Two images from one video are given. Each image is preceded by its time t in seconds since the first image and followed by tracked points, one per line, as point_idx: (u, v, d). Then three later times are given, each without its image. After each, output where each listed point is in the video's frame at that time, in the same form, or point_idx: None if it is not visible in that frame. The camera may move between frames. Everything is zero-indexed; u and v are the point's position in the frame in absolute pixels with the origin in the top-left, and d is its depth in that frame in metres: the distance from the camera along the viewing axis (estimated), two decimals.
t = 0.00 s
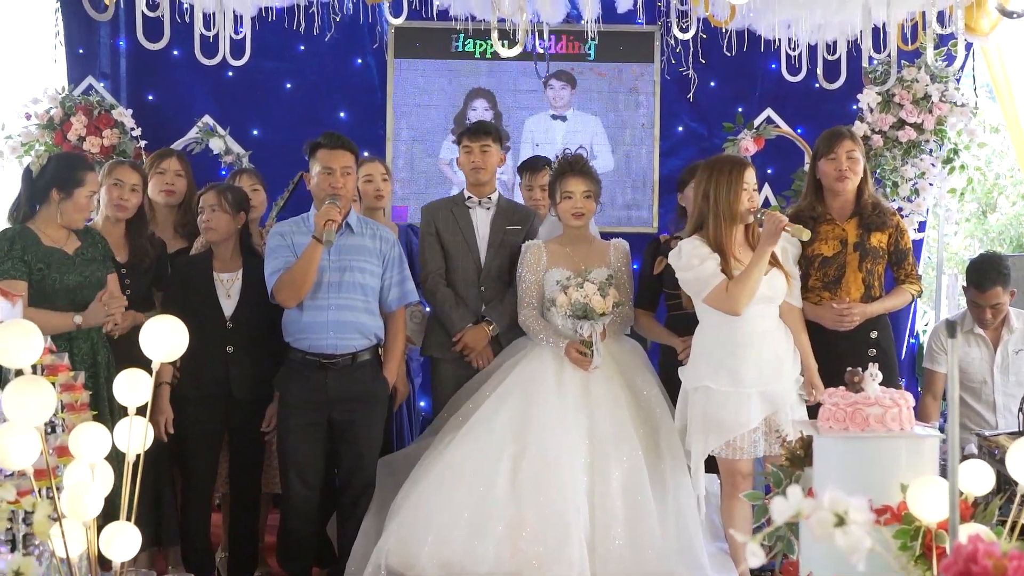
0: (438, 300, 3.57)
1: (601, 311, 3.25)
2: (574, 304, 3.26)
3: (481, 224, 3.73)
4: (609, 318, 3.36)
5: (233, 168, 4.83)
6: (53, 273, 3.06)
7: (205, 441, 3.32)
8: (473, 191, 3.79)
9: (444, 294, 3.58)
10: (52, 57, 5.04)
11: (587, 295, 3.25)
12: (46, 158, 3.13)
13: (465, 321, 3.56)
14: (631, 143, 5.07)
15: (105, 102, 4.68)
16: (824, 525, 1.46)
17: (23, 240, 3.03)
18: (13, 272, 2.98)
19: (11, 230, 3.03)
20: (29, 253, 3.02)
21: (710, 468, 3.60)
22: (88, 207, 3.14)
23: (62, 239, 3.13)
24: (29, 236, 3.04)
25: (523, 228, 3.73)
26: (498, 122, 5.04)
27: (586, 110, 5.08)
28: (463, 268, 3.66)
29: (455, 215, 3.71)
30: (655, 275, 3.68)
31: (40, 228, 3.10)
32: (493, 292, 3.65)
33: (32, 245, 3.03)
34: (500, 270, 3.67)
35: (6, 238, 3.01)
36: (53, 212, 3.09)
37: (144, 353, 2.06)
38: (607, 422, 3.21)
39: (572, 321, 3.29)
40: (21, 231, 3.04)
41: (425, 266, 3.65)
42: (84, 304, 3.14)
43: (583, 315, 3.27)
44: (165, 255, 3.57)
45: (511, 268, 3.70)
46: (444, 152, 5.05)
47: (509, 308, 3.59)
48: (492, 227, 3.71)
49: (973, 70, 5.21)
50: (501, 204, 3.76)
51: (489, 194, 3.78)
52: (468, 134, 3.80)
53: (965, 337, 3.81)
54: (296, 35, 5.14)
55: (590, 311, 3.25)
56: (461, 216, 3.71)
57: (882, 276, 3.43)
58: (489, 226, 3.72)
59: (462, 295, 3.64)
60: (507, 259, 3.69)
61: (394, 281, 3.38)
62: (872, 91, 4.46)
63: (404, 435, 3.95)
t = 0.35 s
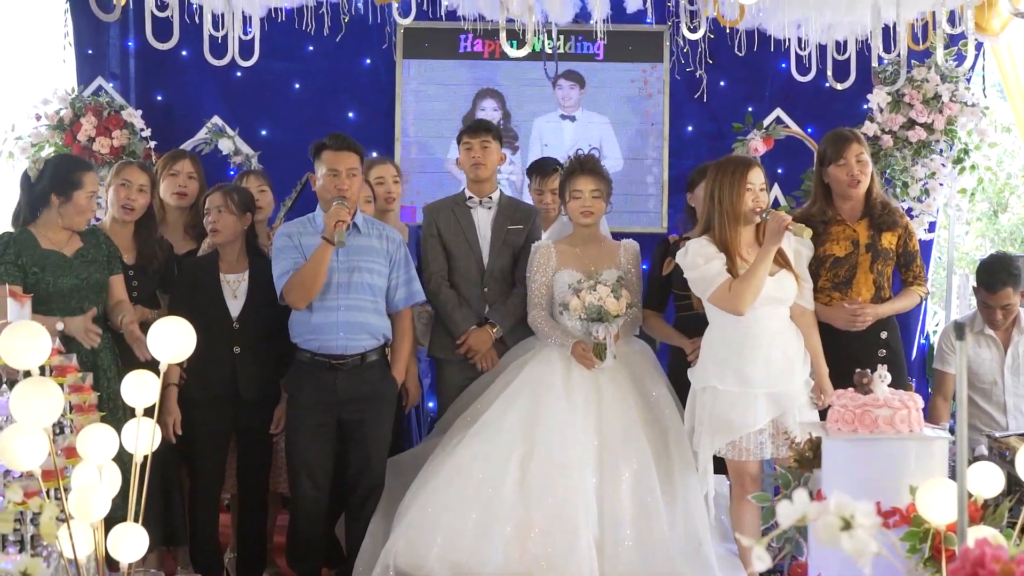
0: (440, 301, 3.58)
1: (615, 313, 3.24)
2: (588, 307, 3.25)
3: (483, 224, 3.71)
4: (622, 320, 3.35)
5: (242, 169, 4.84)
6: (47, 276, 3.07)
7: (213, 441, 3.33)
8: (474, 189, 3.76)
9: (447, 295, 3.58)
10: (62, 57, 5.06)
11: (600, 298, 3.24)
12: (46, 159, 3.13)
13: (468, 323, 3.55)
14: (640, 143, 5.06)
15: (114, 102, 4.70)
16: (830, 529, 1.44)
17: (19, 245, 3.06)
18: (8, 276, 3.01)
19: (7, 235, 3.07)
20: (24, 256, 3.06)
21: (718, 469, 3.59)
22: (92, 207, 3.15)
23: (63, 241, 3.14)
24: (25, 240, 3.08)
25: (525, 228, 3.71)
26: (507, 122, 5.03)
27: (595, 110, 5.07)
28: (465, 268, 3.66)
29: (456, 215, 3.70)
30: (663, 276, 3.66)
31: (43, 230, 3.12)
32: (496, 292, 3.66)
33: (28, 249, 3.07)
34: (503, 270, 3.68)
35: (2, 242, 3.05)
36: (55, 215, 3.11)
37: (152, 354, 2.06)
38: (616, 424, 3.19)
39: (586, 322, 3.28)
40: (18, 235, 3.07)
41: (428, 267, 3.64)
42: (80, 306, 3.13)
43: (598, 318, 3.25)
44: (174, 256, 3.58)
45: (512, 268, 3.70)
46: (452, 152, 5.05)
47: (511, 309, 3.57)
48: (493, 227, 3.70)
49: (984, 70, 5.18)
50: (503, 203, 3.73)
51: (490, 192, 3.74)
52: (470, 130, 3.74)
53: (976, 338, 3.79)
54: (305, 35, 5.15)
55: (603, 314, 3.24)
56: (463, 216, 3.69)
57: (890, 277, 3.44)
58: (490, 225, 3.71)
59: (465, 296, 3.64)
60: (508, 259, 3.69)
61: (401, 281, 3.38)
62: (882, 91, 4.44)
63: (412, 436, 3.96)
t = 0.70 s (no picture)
0: (451, 304, 3.59)
1: (630, 312, 3.26)
2: (602, 306, 3.25)
3: (492, 223, 3.72)
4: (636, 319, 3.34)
5: (256, 169, 4.86)
6: (56, 277, 3.09)
7: (225, 440, 3.34)
8: (483, 188, 3.76)
9: (458, 298, 3.59)
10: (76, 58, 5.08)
11: (615, 297, 3.25)
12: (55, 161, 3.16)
13: (479, 327, 3.56)
14: (652, 143, 5.04)
15: (128, 103, 4.72)
16: (841, 530, 1.43)
17: (28, 247, 3.09)
18: (16, 278, 3.04)
19: (16, 237, 3.09)
20: (33, 258, 3.08)
21: (731, 470, 3.58)
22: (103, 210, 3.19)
23: (72, 243, 3.17)
24: (35, 242, 3.10)
25: (534, 226, 3.71)
26: (520, 123, 5.03)
27: (608, 110, 5.06)
28: (475, 268, 3.67)
29: (464, 214, 3.71)
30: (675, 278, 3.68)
31: (53, 232, 3.15)
32: (507, 293, 3.66)
33: (37, 251, 3.09)
34: (514, 270, 3.68)
35: (12, 244, 3.08)
36: (62, 217, 3.15)
37: (165, 355, 2.07)
38: (628, 424, 3.19)
39: (601, 322, 3.28)
40: (27, 238, 3.10)
41: (439, 271, 3.66)
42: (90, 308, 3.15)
43: (613, 317, 3.26)
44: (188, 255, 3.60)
45: (522, 268, 3.69)
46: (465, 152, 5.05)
47: (523, 310, 3.57)
48: (502, 226, 3.70)
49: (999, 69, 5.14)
50: (511, 201, 3.74)
51: (498, 190, 3.76)
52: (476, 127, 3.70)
53: (990, 339, 3.76)
54: (318, 35, 5.16)
55: (619, 312, 3.25)
56: (472, 216, 3.70)
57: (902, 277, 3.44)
58: (499, 224, 3.71)
59: (476, 298, 3.64)
60: (518, 258, 3.69)
61: (407, 281, 3.39)
62: (896, 91, 4.42)
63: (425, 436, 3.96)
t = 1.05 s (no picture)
0: (463, 305, 3.60)
1: (630, 307, 3.23)
2: (602, 301, 3.24)
3: (504, 222, 3.72)
4: (641, 316, 3.33)
5: (269, 169, 4.88)
6: (68, 278, 3.11)
7: (238, 440, 3.36)
8: (494, 188, 3.77)
9: (469, 299, 3.60)
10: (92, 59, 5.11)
11: (615, 293, 3.23)
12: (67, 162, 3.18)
13: (490, 330, 3.56)
14: (665, 143, 5.03)
15: (143, 104, 4.75)
16: (850, 532, 1.42)
17: (42, 248, 3.11)
18: (29, 279, 3.06)
19: (30, 238, 3.12)
20: (46, 259, 3.10)
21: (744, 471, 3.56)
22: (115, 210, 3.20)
23: (85, 243, 3.20)
24: (48, 243, 3.13)
25: (546, 225, 3.70)
26: (532, 123, 5.03)
27: (620, 110, 5.05)
28: (486, 269, 3.67)
29: (476, 214, 3.72)
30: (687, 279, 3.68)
31: (66, 233, 3.18)
32: (517, 293, 3.65)
33: (50, 252, 3.11)
34: (525, 270, 3.67)
35: (25, 245, 3.11)
36: (75, 218, 3.17)
37: (178, 355, 2.08)
38: (639, 424, 3.18)
39: (603, 320, 3.27)
40: (40, 239, 3.12)
41: (451, 271, 3.67)
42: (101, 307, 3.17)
43: (613, 314, 3.24)
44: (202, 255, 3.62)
45: (534, 268, 3.69)
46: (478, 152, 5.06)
47: (534, 310, 3.57)
48: (514, 226, 3.70)
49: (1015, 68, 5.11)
50: (523, 201, 3.74)
51: (510, 190, 3.76)
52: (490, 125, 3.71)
53: (1005, 339, 3.74)
54: (331, 36, 5.18)
55: (618, 308, 3.22)
56: (483, 215, 3.71)
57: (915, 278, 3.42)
58: (511, 224, 3.71)
59: (488, 299, 3.65)
60: (528, 258, 3.68)
61: (411, 281, 3.39)
62: (909, 91, 4.40)
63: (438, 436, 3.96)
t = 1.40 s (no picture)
0: (472, 305, 3.59)
1: (638, 309, 3.23)
2: (611, 304, 3.25)
3: (512, 221, 3.73)
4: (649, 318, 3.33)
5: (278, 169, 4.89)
6: (79, 280, 3.13)
7: (246, 440, 3.37)
8: (504, 187, 3.78)
9: (478, 299, 3.59)
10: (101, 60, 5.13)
11: (623, 295, 3.24)
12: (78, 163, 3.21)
13: (499, 330, 3.56)
14: (674, 143, 5.03)
15: (153, 105, 4.76)
16: (850, 531, 1.42)
17: (54, 249, 3.13)
18: (41, 279, 3.08)
19: (42, 239, 3.14)
20: (57, 260, 3.12)
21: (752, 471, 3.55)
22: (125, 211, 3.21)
23: (98, 244, 3.21)
24: (60, 244, 3.14)
25: (553, 225, 3.71)
26: (540, 122, 5.03)
27: (629, 109, 5.05)
28: (495, 269, 3.67)
29: (484, 213, 3.72)
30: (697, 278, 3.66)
31: (78, 234, 3.19)
32: (526, 293, 3.65)
33: (62, 253, 3.13)
34: (533, 270, 3.67)
35: (37, 246, 3.13)
36: (86, 219, 3.19)
37: (186, 355, 2.09)
38: (647, 424, 3.18)
39: (611, 322, 3.28)
40: (52, 240, 3.14)
41: (459, 270, 3.65)
42: (111, 309, 3.19)
43: (621, 316, 3.24)
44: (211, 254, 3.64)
45: (542, 267, 3.69)
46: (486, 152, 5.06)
47: (543, 310, 3.57)
48: (522, 225, 3.70)
49: None
50: (532, 200, 3.74)
51: (519, 189, 3.77)
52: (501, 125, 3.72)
53: (1015, 339, 3.72)
54: (339, 36, 5.19)
55: (626, 310, 3.23)
56: (491, 214, 3.71)
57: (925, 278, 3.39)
58: (519, 224, 3.72)
59: (496, 298, 3.65)
60: (537, 258, 3.68)
61: (412, 281, 3.39)
62: (918, 91, 4.38)
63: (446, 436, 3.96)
